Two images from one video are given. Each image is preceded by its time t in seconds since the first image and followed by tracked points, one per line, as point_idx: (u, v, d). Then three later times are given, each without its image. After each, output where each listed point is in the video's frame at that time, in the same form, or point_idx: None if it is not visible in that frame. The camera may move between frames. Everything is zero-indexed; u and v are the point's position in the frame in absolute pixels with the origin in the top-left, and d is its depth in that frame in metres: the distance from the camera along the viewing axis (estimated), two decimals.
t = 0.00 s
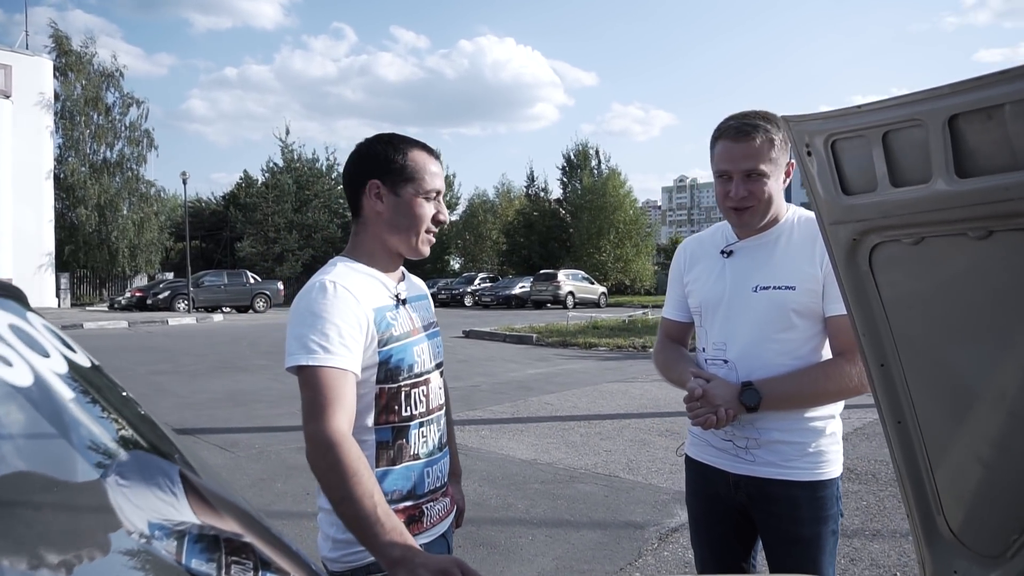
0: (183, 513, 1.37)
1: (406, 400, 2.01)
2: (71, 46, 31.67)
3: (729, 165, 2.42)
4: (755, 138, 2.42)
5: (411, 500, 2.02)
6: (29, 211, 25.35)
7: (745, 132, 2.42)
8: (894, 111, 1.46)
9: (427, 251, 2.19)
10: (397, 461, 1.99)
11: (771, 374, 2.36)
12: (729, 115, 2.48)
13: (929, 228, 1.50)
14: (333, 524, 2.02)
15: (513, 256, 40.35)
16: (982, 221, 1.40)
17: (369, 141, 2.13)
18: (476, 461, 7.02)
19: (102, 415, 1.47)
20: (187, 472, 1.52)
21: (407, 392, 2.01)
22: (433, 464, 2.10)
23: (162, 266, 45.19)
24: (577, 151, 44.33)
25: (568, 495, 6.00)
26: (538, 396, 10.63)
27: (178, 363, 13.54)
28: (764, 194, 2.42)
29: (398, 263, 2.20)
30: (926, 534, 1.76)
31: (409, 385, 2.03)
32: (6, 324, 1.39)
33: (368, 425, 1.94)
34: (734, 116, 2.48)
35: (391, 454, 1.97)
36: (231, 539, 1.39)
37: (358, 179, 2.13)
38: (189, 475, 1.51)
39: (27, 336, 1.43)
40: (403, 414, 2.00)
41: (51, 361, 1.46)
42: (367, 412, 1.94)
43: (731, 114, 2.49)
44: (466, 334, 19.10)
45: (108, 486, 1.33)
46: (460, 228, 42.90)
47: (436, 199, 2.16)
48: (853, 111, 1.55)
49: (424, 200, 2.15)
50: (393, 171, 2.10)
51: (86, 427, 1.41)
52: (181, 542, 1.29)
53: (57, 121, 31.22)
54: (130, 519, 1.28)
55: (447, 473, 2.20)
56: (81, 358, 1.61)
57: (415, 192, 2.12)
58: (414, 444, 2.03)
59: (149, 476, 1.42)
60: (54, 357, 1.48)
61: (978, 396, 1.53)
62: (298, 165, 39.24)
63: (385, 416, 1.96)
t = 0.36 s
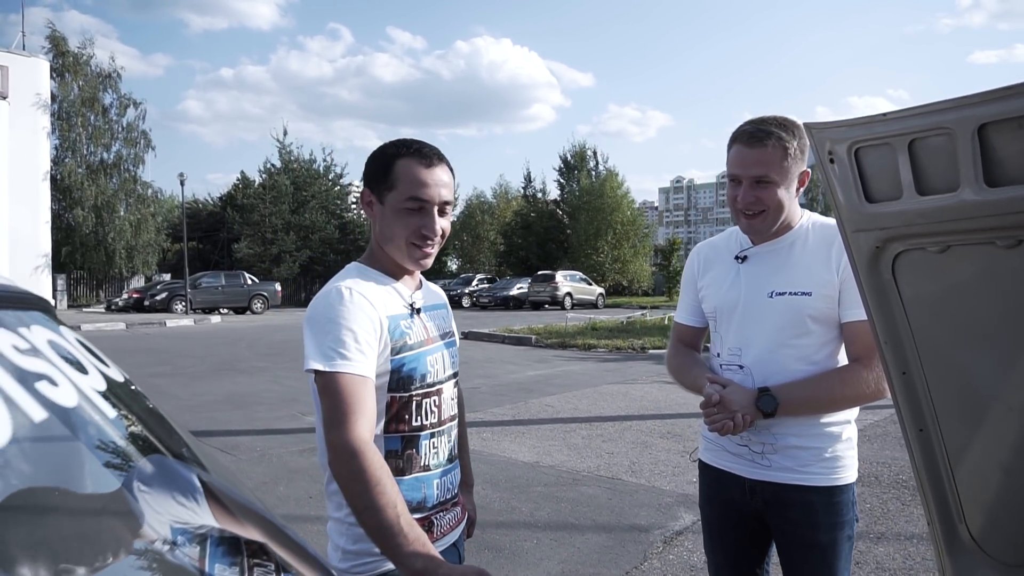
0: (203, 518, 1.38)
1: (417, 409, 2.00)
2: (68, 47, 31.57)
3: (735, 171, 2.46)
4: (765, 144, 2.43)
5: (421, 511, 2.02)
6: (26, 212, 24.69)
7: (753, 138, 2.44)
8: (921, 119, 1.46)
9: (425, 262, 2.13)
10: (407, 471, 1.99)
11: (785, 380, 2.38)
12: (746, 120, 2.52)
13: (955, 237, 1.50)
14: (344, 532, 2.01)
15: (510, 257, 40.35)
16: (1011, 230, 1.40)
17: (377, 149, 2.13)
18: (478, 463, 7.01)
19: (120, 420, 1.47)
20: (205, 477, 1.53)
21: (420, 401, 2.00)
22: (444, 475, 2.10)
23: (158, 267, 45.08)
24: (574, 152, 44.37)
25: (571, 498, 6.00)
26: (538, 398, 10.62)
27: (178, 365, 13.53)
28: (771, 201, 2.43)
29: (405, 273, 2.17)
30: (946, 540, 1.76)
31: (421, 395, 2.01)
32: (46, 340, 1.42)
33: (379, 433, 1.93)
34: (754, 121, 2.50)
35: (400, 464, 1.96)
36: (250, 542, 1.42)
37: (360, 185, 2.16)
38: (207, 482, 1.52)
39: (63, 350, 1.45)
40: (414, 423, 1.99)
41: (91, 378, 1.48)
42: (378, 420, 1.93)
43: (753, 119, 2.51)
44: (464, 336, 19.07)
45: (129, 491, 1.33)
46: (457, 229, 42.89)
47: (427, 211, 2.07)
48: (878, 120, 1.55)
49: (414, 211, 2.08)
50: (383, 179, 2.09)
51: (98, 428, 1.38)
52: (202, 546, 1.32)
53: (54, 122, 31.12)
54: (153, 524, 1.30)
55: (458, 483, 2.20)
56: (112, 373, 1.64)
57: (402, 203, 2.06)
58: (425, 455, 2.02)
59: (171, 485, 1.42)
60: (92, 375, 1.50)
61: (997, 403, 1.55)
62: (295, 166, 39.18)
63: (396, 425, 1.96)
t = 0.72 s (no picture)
0: (215, 534, 1.36)
1: (430, 421, 1.99)
2: (64, 46, 31.48)
3: (742, 178, 2.46)
4: (773, 153, 2.42)
5: (435, 523, 2.01)
6: (23, 213, 24.94)
7: (762, 147, 2.43)
8: (938, 134, 1.46)
9: (440, 273, 2.14)
10: (421, 484, 1.98)
11: (795, 389, 2.38)
12: (752, 127, 2.51)
13: (971, 252, 1.51)
14: (357, 545, 2.01)
15: (508, 257, 40.32)
16: None
17: (389, 159, 2.13)
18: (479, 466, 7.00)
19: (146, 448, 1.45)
20: (218, 494, 1.51)
21: (432, 414, 2.00)
22: (458, 487, 2.10)
23: (155, 267, 44.97)
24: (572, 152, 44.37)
25: (573, 501, 5.99)
26: (538, 400, 10.61)
27: (176, 366, 13.49)
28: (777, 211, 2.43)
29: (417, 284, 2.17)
30: (958, 553, 1.75)
31: (434, 407, 2.01)
32: (66, 367, 1.40)
33: (392, 446, 1.93)
34: (760, 130, 2.50)
35: (415, 477, 1.96)
36: (263, 557, 1.40)
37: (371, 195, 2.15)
38: (218, 498, 1.50)
39: (83, 375, 1.44)
40: (427, 436, 1.99)
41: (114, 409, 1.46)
42: (391, 433, 1.93)
43: (758, 128, 2.51)
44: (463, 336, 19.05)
45: (141, 512, 1.29)
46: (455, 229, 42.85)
47: (444, 223, 2.08)
48: (893, 134, 1.55)
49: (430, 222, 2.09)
50: (399, 190, 2.09)
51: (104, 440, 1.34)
52: (214, 565, 1.29)
53: (51, 122, 31.02)
54: (165, 542, 1.27)
55: (471, 495, 2.20)
56: (135, 400, 1.63)
57: (419, 215, 2.06)
58: (438, 467, 2.02)
59: (182, 501, 1.39)
60: (117, 405, 1.49)
61: (1010, 416, 1.55)
62: (292, 166, 39.09)
63: (409, 439, 1.95)
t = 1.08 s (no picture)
0: (220, 546, 1.33)
1: (436, 431, 1.99)
2: (60, 46, 31.40)
3: (748, 186, 2.46)
4: (778, 160, 2.43)
5: (443, 533, 2.01)
6: (15, 212, 24.63)
7: (767, 154, 2.44)
8: (947, 146, 1.46)
9: (449, 281, 2.13)
10: (429, 493, 1.98)
11: (799, 396, 2.37)
12: (757, 134, 2.52)
13: (978, 262, 1.51)
14: (363, 555, 2.00)
15: (505, 258, 40.33)
16: None
17: (397, 168, 2.15)
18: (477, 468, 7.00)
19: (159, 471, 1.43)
20: (222, 508, 1.48)
21: (438, 423, 1.99)
22: (465, 496, 2.09)
23: (150, 268, 44.87)
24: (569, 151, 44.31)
25: (571, 504, 5.98)
26: (536, 401, 10.62)
27: (173, 367, 13.46)
28: (783, 218, 2.43)
29: (425, 292, 2.16)
30: (964, 562, 1.74)
31: (440, 416, 2.01)
32: (76, 390, 1.39)
33: (399, 454, 1.92)
34: (765, 138, 2.51)
35: (422, 486, 1.95)
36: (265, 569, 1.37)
37: (378, 204, 2.16)
38: (224, 513, 1.47)
39: (92, 397, 1.42)
40: (433, 445, 1.98)
41: (124, 428, 1.44)
42: (396, 442, 1.92)
43: (763, 135, 2.52)
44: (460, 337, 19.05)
45: (145, 528, 1.24)
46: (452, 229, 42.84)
47: (453, 229, 2.08)
48: (901, 144, 1.55)
49: (438, 229, 2.08)
50: (408, 196, 2.09)
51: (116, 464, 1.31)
52: None
53: (46, 122, 30.91)
54: (167, 554, 1.22)
55: (478, 504, 2.19)
56: (142, 418, 1.62)
57: (427, 221, 2.06)
58: (445, 476, 2.01)
59: (186, 514, 1.36)
60: (126, 425, 1.47)
61: (1014, 425, 1.55)
62: (289, 166, 39.04)
63: (415, 448, 1.95)
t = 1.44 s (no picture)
0: (236, 549, 1.34)
1: (449, 433, 2.01)
2: (59, 47, 31.41)
3: (758, 197, 2.46)
4: (788, 167, 2.43)
5: (457, 535, 2.03)
6: (13, 213, 23.86)
7: (777, 163, 2.44)
8: (951, 156, 1.48)
9: (462, 285, 2.15)
10: (442, 495, 1.99)
11: (804, 400, 2.40)
12: (764, 142, 2.51)
13: (982, 270, 1.53)
14: (377, 557, 2.02)
15: (504, 258, 40.37)
16: None
17: (413, 172, 2.17)
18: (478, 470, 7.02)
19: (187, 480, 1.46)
20: (237, 511, 1.50)
21: (450, 425, 2.01)
22: (478, 497, 2.11)
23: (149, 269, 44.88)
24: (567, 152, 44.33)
25: (573, 506, 6.00)
26: (536, 402, 10.64)
27: (173, 368, 13.49)
28: (793, 227, 2.45)
29: (437, 296, 2.18)
30: (967, 565, 1.76)
31: (452, 419, 2.02)
32: (109, 401, 1.42)
33: (412, 457, 1.94)
34: (771, 145, 2.50)
35: (436, 488, 1.97)
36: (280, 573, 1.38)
37: (394, 208, 2.17)
38: (242, 516, 1.49)
39: (123, 407, 1.45)
40: (446, 447, 2.00)
41: (154, 438, 1.47)
42: (410, 445, 1.94)
43: (769, 142, 2.52)
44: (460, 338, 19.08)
45: (162, 528, 1.24)
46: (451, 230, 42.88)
47: (469, 234, 2.10)
48: (906, 154, 1.57)
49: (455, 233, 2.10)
50: (424, 201, 2.11)
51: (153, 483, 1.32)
52: None
53: (45, 123, 30.91)
54: (185, 555, 1.22)
55: (490, 506, 2.21)
56: (167, 425, 1.63)
57: (445, 225, 2.08)
58: (459, 478, 2.03)
59: (204, 517, 1.37)
60: (155, 433, 1.50)
61: (1015, 429, 1.58)
62: (288, 167, 39.06)
63: (428, 450, 1.97)
